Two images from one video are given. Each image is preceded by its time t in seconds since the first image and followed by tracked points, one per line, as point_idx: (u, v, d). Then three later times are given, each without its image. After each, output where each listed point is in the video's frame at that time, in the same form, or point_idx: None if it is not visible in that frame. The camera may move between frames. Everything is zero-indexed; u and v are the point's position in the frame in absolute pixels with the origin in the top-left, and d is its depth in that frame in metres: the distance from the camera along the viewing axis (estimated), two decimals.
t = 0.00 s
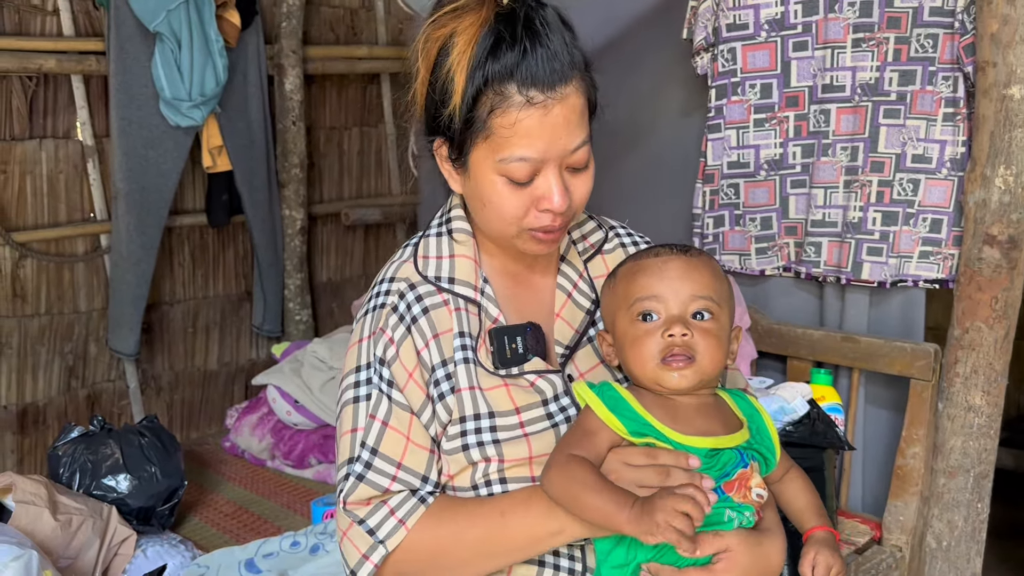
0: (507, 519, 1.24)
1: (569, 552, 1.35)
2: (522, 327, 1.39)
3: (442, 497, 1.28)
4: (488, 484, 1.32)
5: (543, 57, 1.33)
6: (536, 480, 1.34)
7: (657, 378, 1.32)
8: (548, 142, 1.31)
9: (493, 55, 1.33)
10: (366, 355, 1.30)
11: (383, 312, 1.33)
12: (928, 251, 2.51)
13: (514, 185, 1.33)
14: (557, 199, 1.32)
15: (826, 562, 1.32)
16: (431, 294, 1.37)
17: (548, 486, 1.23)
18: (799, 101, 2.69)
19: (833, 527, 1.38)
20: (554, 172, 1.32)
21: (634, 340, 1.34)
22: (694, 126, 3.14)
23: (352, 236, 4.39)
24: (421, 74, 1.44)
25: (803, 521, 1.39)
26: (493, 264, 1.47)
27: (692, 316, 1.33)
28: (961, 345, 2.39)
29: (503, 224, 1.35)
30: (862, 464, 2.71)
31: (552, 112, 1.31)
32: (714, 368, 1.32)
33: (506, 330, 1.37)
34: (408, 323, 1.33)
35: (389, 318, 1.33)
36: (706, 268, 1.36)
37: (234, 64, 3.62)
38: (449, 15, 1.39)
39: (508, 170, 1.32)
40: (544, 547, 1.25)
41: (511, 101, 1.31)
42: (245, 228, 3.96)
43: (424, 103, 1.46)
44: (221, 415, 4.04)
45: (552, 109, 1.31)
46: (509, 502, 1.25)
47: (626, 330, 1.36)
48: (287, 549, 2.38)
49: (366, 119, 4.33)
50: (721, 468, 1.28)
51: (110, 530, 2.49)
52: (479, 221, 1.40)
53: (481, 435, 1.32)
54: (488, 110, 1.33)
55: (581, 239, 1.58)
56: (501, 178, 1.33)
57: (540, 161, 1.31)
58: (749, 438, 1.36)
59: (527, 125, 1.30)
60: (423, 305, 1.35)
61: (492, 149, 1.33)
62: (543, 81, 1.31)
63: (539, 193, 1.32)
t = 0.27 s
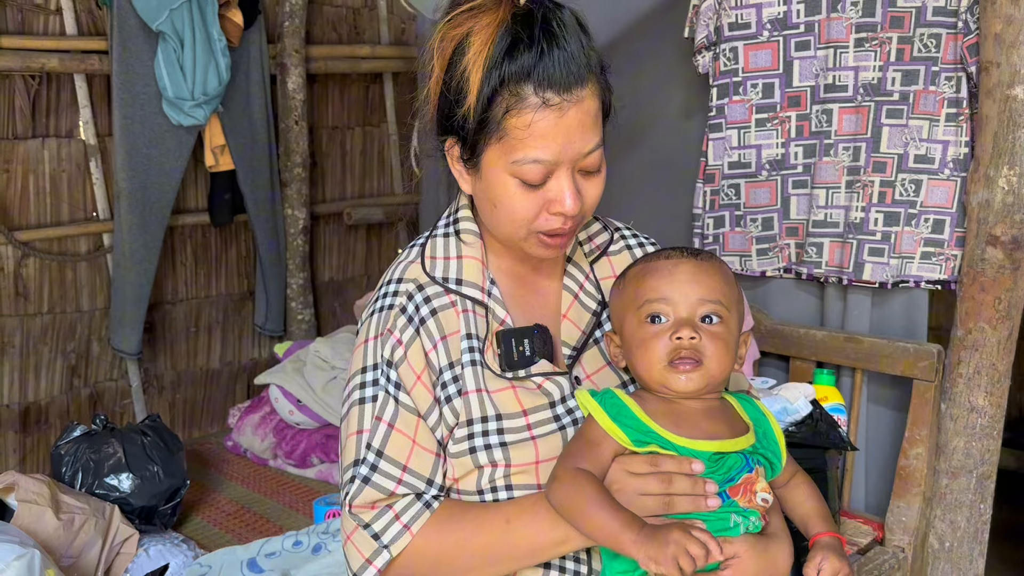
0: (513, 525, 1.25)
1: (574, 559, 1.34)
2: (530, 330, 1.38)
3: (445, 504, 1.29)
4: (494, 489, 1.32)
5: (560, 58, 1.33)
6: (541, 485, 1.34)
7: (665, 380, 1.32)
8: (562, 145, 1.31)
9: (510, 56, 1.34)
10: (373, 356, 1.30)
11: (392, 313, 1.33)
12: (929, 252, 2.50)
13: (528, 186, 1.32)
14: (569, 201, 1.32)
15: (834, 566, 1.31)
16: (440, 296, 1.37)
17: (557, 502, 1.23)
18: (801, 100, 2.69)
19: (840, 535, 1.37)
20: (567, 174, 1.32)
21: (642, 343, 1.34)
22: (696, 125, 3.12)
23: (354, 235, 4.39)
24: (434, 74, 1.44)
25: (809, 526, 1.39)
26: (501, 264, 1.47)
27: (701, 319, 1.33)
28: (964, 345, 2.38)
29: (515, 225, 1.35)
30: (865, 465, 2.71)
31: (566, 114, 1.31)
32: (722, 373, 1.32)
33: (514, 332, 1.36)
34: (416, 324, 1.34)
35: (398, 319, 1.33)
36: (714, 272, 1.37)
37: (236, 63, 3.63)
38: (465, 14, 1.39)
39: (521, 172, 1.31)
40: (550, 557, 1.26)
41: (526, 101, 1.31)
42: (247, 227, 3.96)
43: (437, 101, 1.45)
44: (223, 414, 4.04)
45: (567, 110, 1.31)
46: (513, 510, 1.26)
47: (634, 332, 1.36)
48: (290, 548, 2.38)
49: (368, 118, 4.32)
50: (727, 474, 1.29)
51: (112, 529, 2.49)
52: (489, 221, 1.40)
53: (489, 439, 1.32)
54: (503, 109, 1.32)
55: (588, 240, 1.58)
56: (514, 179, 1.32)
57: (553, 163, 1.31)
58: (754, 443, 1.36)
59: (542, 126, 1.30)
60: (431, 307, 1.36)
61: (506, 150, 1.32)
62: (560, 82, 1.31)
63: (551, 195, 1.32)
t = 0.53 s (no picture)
0: (512, 525, 1.25)
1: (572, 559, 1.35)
2: (530, 329, 1.38)
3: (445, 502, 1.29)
4: (493, 489, 1.33)
5: (560, 61, 1.33)
6: (539, 484, 1.35)
7: (659, 381, 1.32)
8: (561, 147, 1.31)
9: (510, 59, 1.34)
10: (373, 355, 1.30)
11: (392, 312, 1.33)
12: (925, 250, 2.51)
13: (527, 189, 1.33)
14: (568, 203, 1.32)
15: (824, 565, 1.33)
16: (440, 295, 1.37)
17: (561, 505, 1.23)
18: (800, 100, 2.69)
19: (834, 533, 1.39)
20: (566, 176, 1.32)
21: (637, 343, 1.34)
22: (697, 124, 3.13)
23: (354, 234, 4.40)
24: (434, 76, 1.44)
25: (804, 526, 1.40)
26: (499, 263, 1.47)
27: (694, 320, 1.33)
28: (962, 344, 2.38)
29: (512, 227, 1.36)
30: (863, 464, 2.71)
31: (565, 116, 1.31)
32: (714, 372, 1.33)
33: (514, 331, 1.37)
34: (416, 324, 1.34)
35: (398, 318, 1.33)
36: (707, 271, 1.37)
37: (236, 62, 3.63)
38: (465, 16, 1.39)
39: (520, 174, 1.32)
40: (547, 556, 1.27)
41: (526, 105, 1.31)
42: (247, 226, 3.97)
43: (437, 103, 1.46)
44: (223, 413, 4.04)
45: (566, 113, 1.31)
46: (511, 510, 1.26)
47: (628, 333, 1.36)
48: (288, 547, 2.38)
49: (368, 117, 4.33)
50: (722, 471, 1.29)
51: (111, 528, 2.50)
52: (487, 222, 1.40)
53: (489, 438, 1.32)
54: (503, 113, 1.33)
55: (585, 240, 1.58)
56: (512, 181, 1.33)
57: (553, 165, 1.31)
58: (749, 441, 1.36)
59: (542, 129, 1.31)
60: (432, 306, 1.36)
61: (506, 151, 1.33)
62: (560, 86, 1.32)
63: (550, 197, 1.32)
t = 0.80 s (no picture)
0: (505, 523, 1.26)
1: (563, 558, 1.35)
2: (522, 326, 1.39)
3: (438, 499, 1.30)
4: (486, 486, 1.34)
5: (556, 64, 1.33)
6: (532, 481, 1.35)
7: (654, 378, 1.33)
8: (557, 149, 1.31)
9: (508, 61, 1.34)
10: (366, 353, 1.31)
11: (384, 311, 1.34)
12: (924, 248, 2.51)
13: (521, 190, 1.33)
14: (562, 204, 1.32)
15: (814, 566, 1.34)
16: (432, 293, 1.38)
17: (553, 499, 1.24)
18: (798, 100, 2.70)
19: (827, 533, 1.40)
20: (560, 178, 1.32)
21: (632, 342, 1.35)
22: (695, 124, 3.13)
23: (352, 234, 4.40)
24: (433, 75, 1.44)
25: (797, 523, 1.41)
26: (493, 261, 1.48)
27: (689, 319, 1.34)
28: (959, 343, 2.39)
29: (508, 227, 1.36)
30: (860, 465, 2.71)
31: (561, 119, 1.31)
32: (709, 371, 1.33)
33: (505, 329, 1.38)
34: (409, 322, 1.34)
35: (391, 317, 1.34)
36: (703, 272, 1.38)
37: (235, 62, 3.64)
38: (464, 17, 1.41)
39: (516, 176, 1.32)
40: (540, 551, 1.28)
41: (523, 107, 1.32)
42: (245, 225, 3.97)
43: (436, 102, 1.46)
44: (221, 412, 4.05)
45: (562, 116, 1.32)
46: (506, 507, 1.27)
47: (623, 331, 1.37)
48: (287, 544, 2.39)
49: (367, 117, 4.33)
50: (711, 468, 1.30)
51: (110, 525, 2.50)
52: (482, 222, 1.40)
53: (481, 435, 1.33)
54: (500, 114, 1.33)
55: (579, 239, 1.60)
56: (508, 182, 1.33)
57: (548, 167, 1.31)
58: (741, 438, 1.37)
59: (538, 131, 1.31)
60: (424, 305, 1.36)
61: (501, 153, 1.33)
62: (556, 88, 1.32)
63: (544, 199, 1.33)
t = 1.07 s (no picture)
0: (497, 527, 1.26)
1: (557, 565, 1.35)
2: (514, 329, 1.39)
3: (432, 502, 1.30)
4: (478, 490, 1.34)
5: (546, 72, 1.34)
6: (524, 484, 1.36)
7: (638, 384, 1.34)
8: (546, 157, 1.32)
9: (498, 69, 1.35)
10: (358, 357, 1.32)
11: (376, 315, 1.35)
12: (923, 250, 2.52)
13: (511, 198, 1.35)
14: (552, 210, 1.34)
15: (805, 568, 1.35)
16: (424, 297, 1.38)
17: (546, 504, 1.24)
18: (796, 102, 2.71)
19: (819, 536, 1.40)
20: (550, 184, 1.34)
21: (614, 348, 1.36)
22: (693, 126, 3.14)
23: (350, 235, 4.40)
24: (423, 81, 1.45)
25: (789, 526, 1.41)
26: (485, 266, 1.49)
27: (670, 322, 1.35)
28: (955, 345, 2.40)
29: (497, 232, 1.37)
30: (859, 468, 2.71)
31: (551, 128, 1.32)
32: (692, 374, 1.34)
33: (497, 332, 1.38)
34: (401, 326, 1.35)
35: (382, 321, 1.34)
36: (682, 272, 1.39)
37: (233, 64, 3.64)
38: (453, 25, 1.41)
39: (506, 183, 1.33)
40: (533, 555, 1.28)
41: (512, 115, 1.32)
42: (243, 226, 3.97)
43: (426, 108, 1.47)
44: (219, 413, 4.05)
45: (552, 124, 1.33)
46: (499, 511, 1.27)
47: (606, 338, 1.38)
48: (284, 546, 2.39)
49: (365, 118, 4.33)
50: (702, 471, 1.31)
51: (107, 526, 2.50)
52: (474, 226, 1.41)
53: (473, 438, 1.33)
54: (490, 122, 1.34)
55: (571, 242, 1.61)
56: (498, 188, 1.34)
57: (537, 174, 1.33)
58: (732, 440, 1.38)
59: (527, 140, 1.32)
60: (416, 309, 1.37)
61: (491, 161, 1.34)
62: (546, 98, 1.33)
63: (534, 205, 1.34)
